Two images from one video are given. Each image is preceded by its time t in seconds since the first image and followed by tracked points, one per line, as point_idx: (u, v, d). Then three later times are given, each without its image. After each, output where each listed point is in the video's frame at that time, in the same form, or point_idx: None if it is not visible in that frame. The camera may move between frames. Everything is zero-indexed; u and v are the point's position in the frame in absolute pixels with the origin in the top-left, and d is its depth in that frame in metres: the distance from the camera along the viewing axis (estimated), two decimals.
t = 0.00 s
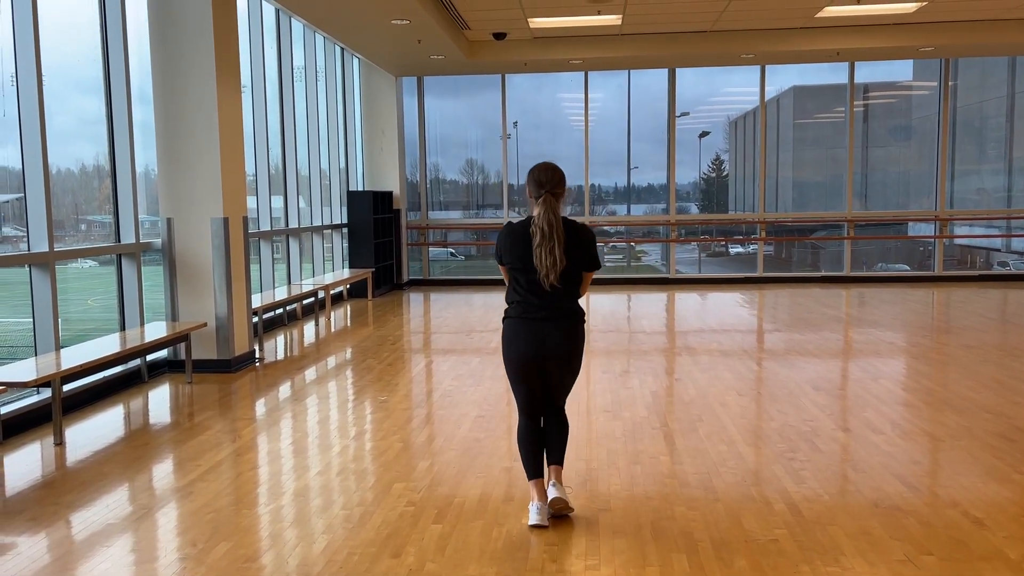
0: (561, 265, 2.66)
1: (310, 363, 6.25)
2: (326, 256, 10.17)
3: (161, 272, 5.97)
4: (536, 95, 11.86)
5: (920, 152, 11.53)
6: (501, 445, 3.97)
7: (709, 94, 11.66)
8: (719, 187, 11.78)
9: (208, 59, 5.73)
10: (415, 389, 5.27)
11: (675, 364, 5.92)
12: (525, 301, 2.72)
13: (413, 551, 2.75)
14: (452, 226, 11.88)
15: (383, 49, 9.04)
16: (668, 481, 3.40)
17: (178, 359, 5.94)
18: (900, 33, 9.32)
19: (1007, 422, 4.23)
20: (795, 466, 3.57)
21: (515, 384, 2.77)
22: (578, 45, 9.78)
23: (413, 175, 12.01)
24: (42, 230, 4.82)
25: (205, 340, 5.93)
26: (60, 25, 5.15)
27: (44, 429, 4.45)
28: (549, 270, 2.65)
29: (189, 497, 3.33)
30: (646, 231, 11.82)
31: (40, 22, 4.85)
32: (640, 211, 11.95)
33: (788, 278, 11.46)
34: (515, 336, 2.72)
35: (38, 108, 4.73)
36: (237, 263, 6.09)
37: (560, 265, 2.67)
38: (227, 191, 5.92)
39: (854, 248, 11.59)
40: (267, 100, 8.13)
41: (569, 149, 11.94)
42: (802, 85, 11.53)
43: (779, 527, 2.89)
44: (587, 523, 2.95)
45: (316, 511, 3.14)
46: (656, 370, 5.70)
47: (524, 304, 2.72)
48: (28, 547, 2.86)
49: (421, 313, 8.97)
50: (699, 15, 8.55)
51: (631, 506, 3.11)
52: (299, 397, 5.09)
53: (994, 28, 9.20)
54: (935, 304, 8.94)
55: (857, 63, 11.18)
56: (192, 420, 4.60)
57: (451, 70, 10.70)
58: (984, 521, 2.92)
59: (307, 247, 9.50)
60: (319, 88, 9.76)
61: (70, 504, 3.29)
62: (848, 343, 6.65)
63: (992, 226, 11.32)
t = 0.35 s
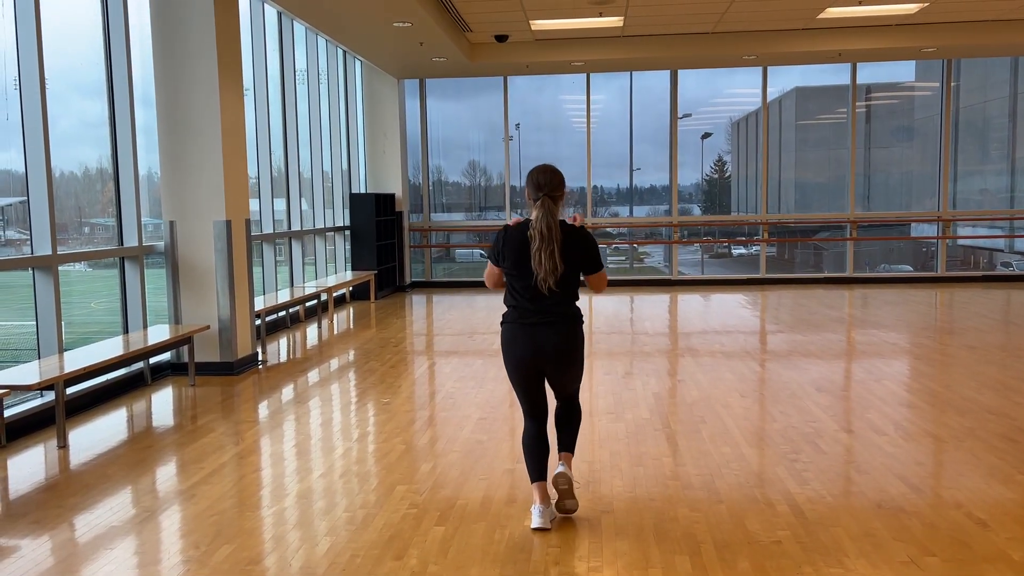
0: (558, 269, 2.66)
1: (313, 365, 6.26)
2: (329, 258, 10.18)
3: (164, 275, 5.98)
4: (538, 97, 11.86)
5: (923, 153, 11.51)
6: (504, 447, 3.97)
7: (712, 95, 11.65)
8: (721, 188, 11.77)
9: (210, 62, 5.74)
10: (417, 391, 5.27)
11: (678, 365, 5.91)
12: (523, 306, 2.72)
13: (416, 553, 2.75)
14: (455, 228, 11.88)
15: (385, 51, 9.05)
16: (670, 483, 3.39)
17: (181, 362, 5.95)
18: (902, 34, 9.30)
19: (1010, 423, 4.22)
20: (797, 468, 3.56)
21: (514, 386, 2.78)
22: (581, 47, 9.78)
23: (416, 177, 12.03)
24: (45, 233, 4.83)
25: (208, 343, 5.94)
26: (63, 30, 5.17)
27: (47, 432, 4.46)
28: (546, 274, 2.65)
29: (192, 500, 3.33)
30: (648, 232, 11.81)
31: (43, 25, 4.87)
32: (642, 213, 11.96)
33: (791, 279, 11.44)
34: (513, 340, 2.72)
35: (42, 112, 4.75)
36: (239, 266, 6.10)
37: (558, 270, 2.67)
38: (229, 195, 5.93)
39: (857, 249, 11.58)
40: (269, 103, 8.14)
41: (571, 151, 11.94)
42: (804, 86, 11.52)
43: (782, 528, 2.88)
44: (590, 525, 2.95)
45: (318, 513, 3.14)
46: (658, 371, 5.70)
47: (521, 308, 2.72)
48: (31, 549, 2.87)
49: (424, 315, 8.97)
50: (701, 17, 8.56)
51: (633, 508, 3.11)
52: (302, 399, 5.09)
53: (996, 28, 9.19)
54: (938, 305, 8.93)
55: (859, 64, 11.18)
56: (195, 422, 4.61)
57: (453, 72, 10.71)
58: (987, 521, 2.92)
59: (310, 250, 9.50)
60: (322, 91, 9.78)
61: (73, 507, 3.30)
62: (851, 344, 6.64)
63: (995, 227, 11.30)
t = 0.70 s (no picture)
0: (556, 220, 2.67)
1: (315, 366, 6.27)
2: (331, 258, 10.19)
3: (167, 276, 5.99)
4: (540, 98, 11.85)
5: (925, 153, 11.50)
6: (506, 447, 3.97)
7: (714, 95, 11.64)
8: (724, 188, 11.74)
9: (214, 63, 5.75)
10: (420, 391, 5.28)
11: (680, 365, 5.91)
12: (527, 261, 2.74)
13: (419, 554, 2.75)
14: (457, 228, 11.89)
15: (386, 52, 9.05)
16: (672, 483, 3.39)
17: (184, 363, 5.96)
18: (904, 33, 9.29)
19: (1014, 423, 4.21)
20: (800, 468, 3.56)
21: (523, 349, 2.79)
22: (583, 47, 9.78)
23: (417, 178, 12.04)
24: (48, 234, 4.84)
25: (210, 344, 5.95)
26: (65, 32, 5.17)
27: (50, 433, 4.47)
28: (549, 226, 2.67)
29: (195, 500, 3.34)
30: (650, 233, 11.80)
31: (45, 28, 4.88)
32: (644, 213, 11.98)
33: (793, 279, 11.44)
34: (519, 298, 2.74)
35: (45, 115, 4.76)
36: (242, 267, 6.11)
37: (556, 220, 2.67)
38: (232, 195, 5.94)
39: (859, 249, 11.57)
40: (271, 105, 8.15)
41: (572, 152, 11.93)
42: (806, 86, 11.50)
43: (785, 528, 2.88)
44: (593, 525, 2.95)
45: (321, 513, 3.15)
46: (660, 371, 5.69)
47: (526, 264, 2.75)
48: (34, 550, 2.87)
49: (426, 316, 8.98)
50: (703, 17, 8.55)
51: (636, 509, 3.10)
52: (304, 400, 5.10)
53: (999, 27, 9.17)
54: (941, 304, 8.91)
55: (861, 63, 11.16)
56: (198, 423, 4.62)
57: (455, 72, 10.71)
58: (991, 521, 2.91)
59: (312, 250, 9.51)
60: (323, 92, 9.79)
61: (77, 508, 3.31)
62: (854, 344, 6.63)
63: (998, 226, 11.28)
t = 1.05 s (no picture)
0: (571, 242, 2.65)
1: (317, 365, 6.27)
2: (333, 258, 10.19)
3: (168, 275, 5.99)
4: (541, 97, 11.84)
5: (927, 151, 11.49)
6: (508, 446, 3.97)
7: (715, 94, 11.62)
8: (725, 187, 11.72)
9: (214, 62, 5.75)
10: (422, 390, 5.29)
11: (682, 364, 5.91)
12: (536, 281, 2.71)
13: (420, 553, 2.74)
14: (459, 228, 11.89)
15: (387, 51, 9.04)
16: (674, 481, 3.39)
17: (185, 362, 5.96)
18: (907, 31, 9.28)
19: (1016, 421, 4.20)
20: (803, 466, 3.56)
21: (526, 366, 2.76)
22: (585, 46, 9.76)
23: (419, 177, 12.04)
24: (49, 235, 4.84)
25: (212, 343, 5.95)
26: (66, 32, 5.17)
27: (52, 432, 4.47)
28: (558, 248, 2.64)
29: (197, 500, 3.34)
30: (652, 232, 11.80)
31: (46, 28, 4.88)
32: (646, 212, 11.96)
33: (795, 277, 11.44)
34: (527, 317, 2.71)
35: (46, 115, 4.76)
36: (243, 266, 6.11)
37: (571, 243, 2.65)
38: (234, 195, 5.94)
39: (861, 247, 11.56)
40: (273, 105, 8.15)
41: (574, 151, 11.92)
42: (808, 85, 11.49)
43: (788, 527, 2.88)
44: (595, 524, 2.95)
45: (323, 512, 3.14)
46: (662, 370, 5.69)
47: (534, 283, 2.71)
48: (37, 549, 2.88)
49: (428, 315, 8.98)
50: (704, 15, 8.54)
51: (638, 507, 3.10)
52: (306, 399, 5.10)
53: (1001, 24, 9.15)
54: (944, 302, 8.90)
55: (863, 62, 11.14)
56: (199, 422, 4.62)
57: (456, 71, 10.70)
58: (993, 519, 2.90)
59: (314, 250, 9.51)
60: (324, 92, 9.79)
61: (79, 507, 3.31)
62: (856, 343, 6.62)
63: (1001, 225, 11.25)
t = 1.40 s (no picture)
0: (562, 242, 2.63)
1: (319, 363, 6.27)
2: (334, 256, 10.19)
3: (169, 273, 6.00)
4: (542, 95, 11.83)
5: (929, 149, 11.48)
6: (509, 444, 3.97)
7: (716, 91, 11.61)
8: (726, 185, 11.70)
9: (214, 60, 5.74)
10: (423, 387, 5.29)
11: (683, 362, 5.91)
12: (530, 281, 2.71)
13: (422, 550, 2.75)
14: (460, 226, 11.88)
15: (388, 48, 9.03)
16: (675, 479, 3.39)
17: (186, 360, 5.97)
18: (907, 29, 9.26)
19: (1018, 419, 4.19)
20: (804, 464, 3.55)
21: (525, 368, 2.77)
22: (586, 43, 9.75)
23: (420, 175, 12.03)
24: (50, 233, 4.84)
25: (213, 341, 5.95)
26: (67, 30, 5.16)
27: (54, 430, 4.48)
28: (550, 248, 2.63)
29: (198, 497, 3.34)
30: (653, 229, 11.80)
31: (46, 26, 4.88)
32: (647, 209, 11.94)
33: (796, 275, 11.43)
34: (522, 318, 2.72)
35: (47, 114, 4.76)
36: (244, 264, 6.11)
37: (562, 243, 2.63)
38: (234, 193, 5.94)
39: (862, 245, 11.55)
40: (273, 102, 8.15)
41: (575, 149, 11.91)
42: (809, 82, 11.47)
43: (788, 524, 2.88)
44: (596, 521, 2.95)
45: (324, 510, 3.15)
46: (663, 368, 5.69)
47: (529, 284, 2.71)
48: (39, 547, 2.88)
49: (429, 313, 8.99)
50: (705, 13, 8.53)
51: (639, 504, 3.10)
52: (307, 397, 5.11)
53: (1002, 21, 9.14)
54: (945, 300, 8.89)
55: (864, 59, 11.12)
56: (201, 420, 4.63)
57: (457, 69, 10.69)
58: (994, 517, 2.90)
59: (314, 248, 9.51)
60: (325, 89, 9.78)
61: (80, 505, 3.31)
62: (857, 340, 6.62)
63: (1002, 222, 11.24)
